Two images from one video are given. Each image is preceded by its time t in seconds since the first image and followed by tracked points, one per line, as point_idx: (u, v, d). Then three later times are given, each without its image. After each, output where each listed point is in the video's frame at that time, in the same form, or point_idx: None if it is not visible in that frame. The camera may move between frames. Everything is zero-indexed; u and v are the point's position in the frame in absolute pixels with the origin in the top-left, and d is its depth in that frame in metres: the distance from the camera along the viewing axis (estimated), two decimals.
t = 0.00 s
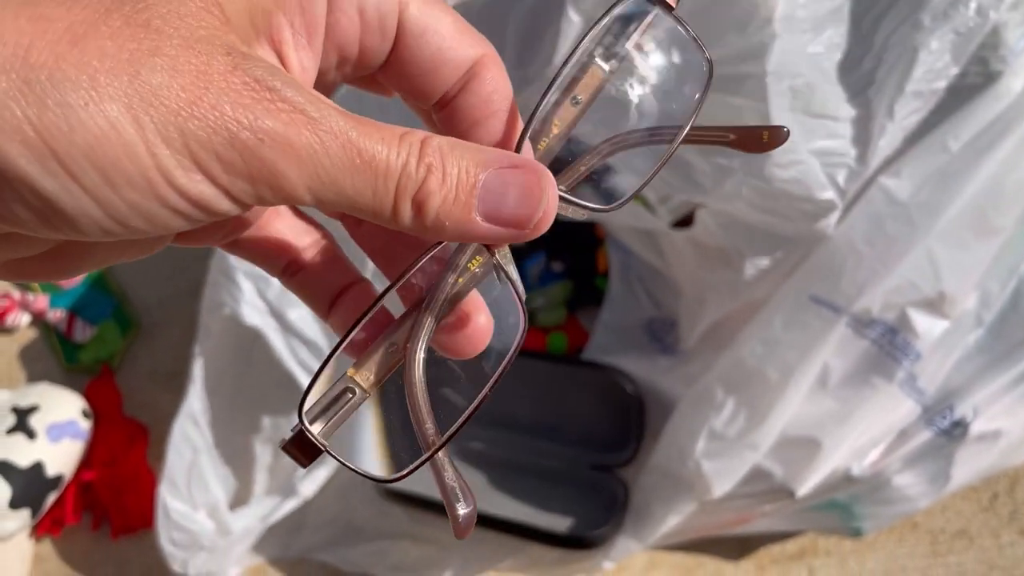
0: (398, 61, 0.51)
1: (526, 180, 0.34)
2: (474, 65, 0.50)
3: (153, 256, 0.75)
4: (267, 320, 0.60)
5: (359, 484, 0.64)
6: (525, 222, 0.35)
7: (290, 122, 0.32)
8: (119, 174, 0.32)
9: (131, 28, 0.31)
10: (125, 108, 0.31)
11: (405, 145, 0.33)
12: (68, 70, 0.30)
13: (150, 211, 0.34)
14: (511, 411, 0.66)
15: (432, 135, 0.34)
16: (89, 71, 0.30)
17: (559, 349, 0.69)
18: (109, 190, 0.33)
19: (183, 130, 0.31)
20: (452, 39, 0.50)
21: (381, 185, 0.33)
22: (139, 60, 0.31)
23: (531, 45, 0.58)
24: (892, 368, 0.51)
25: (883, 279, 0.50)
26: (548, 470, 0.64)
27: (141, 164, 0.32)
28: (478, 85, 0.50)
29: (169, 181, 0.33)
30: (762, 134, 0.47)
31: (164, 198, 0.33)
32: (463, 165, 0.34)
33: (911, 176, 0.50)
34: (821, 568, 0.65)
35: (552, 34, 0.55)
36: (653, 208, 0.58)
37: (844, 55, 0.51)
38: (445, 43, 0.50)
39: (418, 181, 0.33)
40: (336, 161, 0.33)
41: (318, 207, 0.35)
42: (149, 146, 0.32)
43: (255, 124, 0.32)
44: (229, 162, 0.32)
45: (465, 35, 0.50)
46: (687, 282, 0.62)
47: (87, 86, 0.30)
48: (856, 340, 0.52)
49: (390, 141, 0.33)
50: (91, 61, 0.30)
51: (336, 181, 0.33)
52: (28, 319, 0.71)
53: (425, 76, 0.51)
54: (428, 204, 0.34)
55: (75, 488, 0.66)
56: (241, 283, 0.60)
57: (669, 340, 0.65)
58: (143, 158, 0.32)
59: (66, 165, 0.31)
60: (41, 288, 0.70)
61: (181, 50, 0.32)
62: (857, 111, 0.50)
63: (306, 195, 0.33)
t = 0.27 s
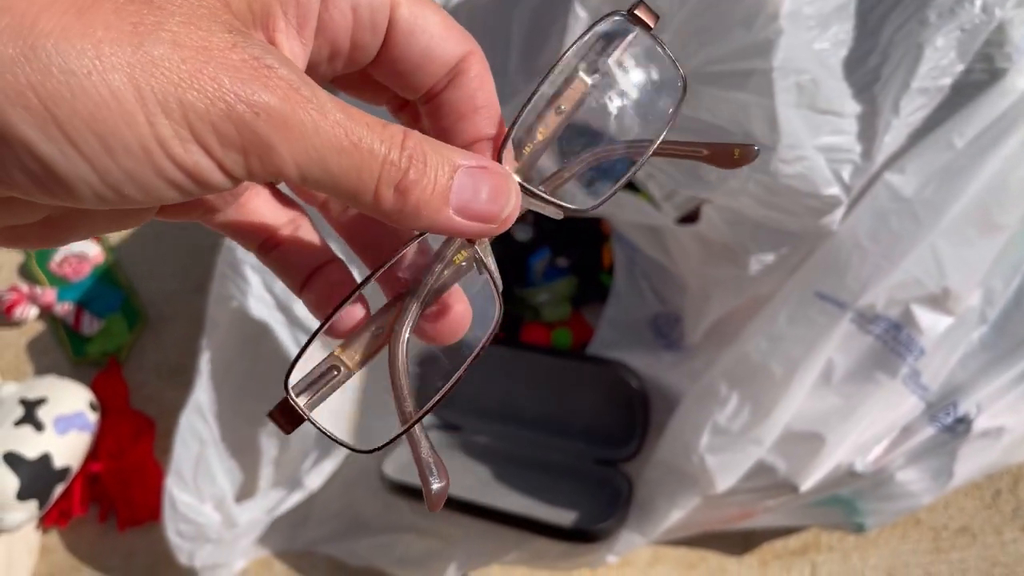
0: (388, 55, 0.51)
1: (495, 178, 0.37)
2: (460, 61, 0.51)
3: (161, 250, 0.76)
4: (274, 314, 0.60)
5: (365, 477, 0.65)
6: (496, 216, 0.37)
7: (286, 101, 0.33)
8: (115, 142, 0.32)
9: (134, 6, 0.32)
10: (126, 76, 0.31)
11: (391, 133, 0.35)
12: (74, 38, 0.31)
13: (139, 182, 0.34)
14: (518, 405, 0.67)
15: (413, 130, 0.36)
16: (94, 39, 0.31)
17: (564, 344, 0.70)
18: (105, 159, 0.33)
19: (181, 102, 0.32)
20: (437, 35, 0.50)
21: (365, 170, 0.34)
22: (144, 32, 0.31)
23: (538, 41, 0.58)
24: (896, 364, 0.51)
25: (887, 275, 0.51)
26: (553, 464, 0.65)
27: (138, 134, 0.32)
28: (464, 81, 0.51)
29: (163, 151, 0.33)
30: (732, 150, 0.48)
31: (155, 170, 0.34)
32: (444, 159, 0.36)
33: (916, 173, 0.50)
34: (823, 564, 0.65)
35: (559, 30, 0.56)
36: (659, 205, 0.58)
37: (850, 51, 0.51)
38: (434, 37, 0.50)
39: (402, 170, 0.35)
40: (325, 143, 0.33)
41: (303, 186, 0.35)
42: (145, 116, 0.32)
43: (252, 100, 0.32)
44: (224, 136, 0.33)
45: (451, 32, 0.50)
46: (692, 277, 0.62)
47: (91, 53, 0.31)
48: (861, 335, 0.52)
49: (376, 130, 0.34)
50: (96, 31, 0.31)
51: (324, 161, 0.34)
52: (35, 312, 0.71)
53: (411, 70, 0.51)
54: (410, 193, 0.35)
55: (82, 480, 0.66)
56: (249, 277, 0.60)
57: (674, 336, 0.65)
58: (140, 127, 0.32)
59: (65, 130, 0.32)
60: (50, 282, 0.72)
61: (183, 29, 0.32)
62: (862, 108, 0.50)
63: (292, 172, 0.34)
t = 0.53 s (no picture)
0: None
1: (509, 76, 0.37)
2: None
3: (167, 246, 0.77)
4: (279, 310, 0.58)
5: (368, 471, 0.66)
6: (510, 117, 0.37)
7: (291, 45, 0.34)
8: (132, 112, 0.35)
9: None
10: (131, 52, 0.33)
11: (399, 49, 0.35)
12: (75, 29, 0.32)
13: (161, 135, 0.37)
14: (521, 401, 0.68)
15: (425, 33, 0.36)
16: (92, 26, 0.32)
17: (567, 340, 0.70)
18: (121, 129, 0.36)
19: (190, 67, 0.34)
20: None
21: (376, 92, 0.36)
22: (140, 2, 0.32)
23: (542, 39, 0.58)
24: (896, 362, 0.52)
25: (885, 273, 0.51)
26: (556, 460, 0.65)
27: (149, 105, 0.35)
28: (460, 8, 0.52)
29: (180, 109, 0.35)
30: (781, 137, 0.48)
31: (175, 123, 0.36)
32: (455, 61, 0.36)
33: (916, 171, 0.51)
34: (823, 560, 0.66)
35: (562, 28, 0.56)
36: (660, 201, 0.59)
37: (851, 50, 0.52)
38: None
39: (414, 87, 0.36)
40: (334, 74, 0.35)
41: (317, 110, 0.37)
42: (155, 82, 0.34)
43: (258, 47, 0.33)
44: (234, 88, 0.35)
45: None
46: (693, 275, 0.62)
47: (95, 37, 0.32)
48: (860, 332, 0.52)
49: (383, 50, 0.35)
50: (92, 19, 0.32)
51: (334, 93, 0.35)
52: (42, 307, 0.72)
53: None
54: (422, 108, 0.36)
55: (87, 473, 0.68)
56: (254, 271, 0.58)
57: (674, 334, 0.66)
58: (150, 97, 0.34)
59: (78, 111, 0.34)
60: (57, 278, 0.74)
61: None
62: (863, 106, 0.51)
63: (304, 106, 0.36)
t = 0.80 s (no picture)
0: None
1: (481, 104, 0.38)
2: None
3: (172, 243, 0.77)
4: (285, 309, 0.59)
5: (373, 469, 0.66)
6: (478, 142, 0.39)
7: (286, 78, 0.34)
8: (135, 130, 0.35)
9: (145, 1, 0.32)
10: (137, 82, 0.33)
11: (385, 74, 0.36)
12: (93, 52, 0.32)
13: (164, 152, 0.37)
14: (526, 400, 0.68)
15: (404, 61, 0.37)
16: (111, 53, 0.32)
17: (571, 340, 0.70)
18: (127, 141, 0.36)
19: (190, 91, 0.34)
20: None
21: (360, 115, 0.36)
22: (143, 29, 0.32)
23: (548, 38, 0.58)
24: (902, 363, 0.52)
25: (892, 274, 0.51)
26: (561, 459, 0.65)
27: (159, 124, 0.35)
28: None
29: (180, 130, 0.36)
30: (739, 199, 0.51)
31: (174, 142, 0.37)
32: (432, 88, 0.37)
33: (923, 172, 0.51)
34: (826, 561, 0.65)
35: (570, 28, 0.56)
36: (666, 201, 0.59)
37: (860, 50, 0.51)
38: None
39: (392, 111, 0.37)
40: (323, 101, 0.35)
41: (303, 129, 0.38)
42: (157, 111, 0.34)
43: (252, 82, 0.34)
44: (232, 112, 0.35)
45: None
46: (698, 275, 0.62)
47: (114, 63, 0.32)
48: (866, 333, 0.52)
49: (366, 77, 0.36)
50: (106, 48, 0.32)
51: (322, 114, 0.36)
52: (47, 304, 0.73)
53: None
54: (399, 126, 0.37)
55: (93, 469, 0.67)
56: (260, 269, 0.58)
57: (680, 334, 0.66)
58: (158, 115, 0.34)
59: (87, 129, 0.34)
60: (63, 275, 0.74)
61: (187, 13, 0.33)
62: (870, 107, 0.50)
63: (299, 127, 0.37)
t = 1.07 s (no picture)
0: (399, 22, 0.51)
1: (480, 176, 0.40)
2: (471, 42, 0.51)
3: (175, 241, 0.77)
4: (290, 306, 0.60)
5: (374, 468, 0.66)
6: (473, 210, 0.40)
7: (304, 118, 0.34)
8: (143, 159, 0.34)
9: (173, 28, 0.33)
10: (158, 108, 0.33)
11: (395, 132, 0.37)
12: (119, 72, 0.31)
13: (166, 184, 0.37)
14: (526, 400, 0.68)
15: (413, 123, 0.38)
16: (138, 72, 0.32)
17: (573, 338, 0.70)
18: (137, 169, 0.35)
19: (208, 122, 0.33)
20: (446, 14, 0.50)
21: (366, 168, 0.37)
22: (168, 55, 0.32)
23: (553, 38, 0.58)
24: (906, 363, 0.52)
25: (895, 275, 0.51)
26: (562, 459, 0.65)
27: (173, 152, 0.34)
28: (472, 63, 0.52)
29: (187, 161, 0.35)
30: (732, 307, 0.54)
31: (177, 175, 0.36)
32: (437, 154, 0.38)
33: (927, 173, 0.51)
34: (828, 561, 0.65)
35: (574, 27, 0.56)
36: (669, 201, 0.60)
37: (863, 51, 0.51)
38: (447, 18, 0.50)
39: (397, 168, 0.37)
40: (336, 148, 0.36)
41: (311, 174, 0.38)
42: (171, 141, 0.34)
43: (271, 121, 0.34)
44: (244, 148, 0.35)
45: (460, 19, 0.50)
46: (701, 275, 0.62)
47: (138, 84, 0.32)
48: (869, 334, 0.52)
49: (378, 131, 0.36)
50: (133, 68, 0.32)
51: (331, 164, 0.36)
52: (49, 302, 0.73)
53: (423, 41, 0.52)
54: (403, 185, 0.38)
55: (95, 468, 0.67)
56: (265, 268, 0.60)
57: (682, 334, 0.65)
58: (173, 146, 0.34)
59: (97, 151, 0.33)
60: (65, 274, 0.74)
61: (215, 45, 0.33)
62: (874, 108, 0.50)
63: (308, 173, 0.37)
